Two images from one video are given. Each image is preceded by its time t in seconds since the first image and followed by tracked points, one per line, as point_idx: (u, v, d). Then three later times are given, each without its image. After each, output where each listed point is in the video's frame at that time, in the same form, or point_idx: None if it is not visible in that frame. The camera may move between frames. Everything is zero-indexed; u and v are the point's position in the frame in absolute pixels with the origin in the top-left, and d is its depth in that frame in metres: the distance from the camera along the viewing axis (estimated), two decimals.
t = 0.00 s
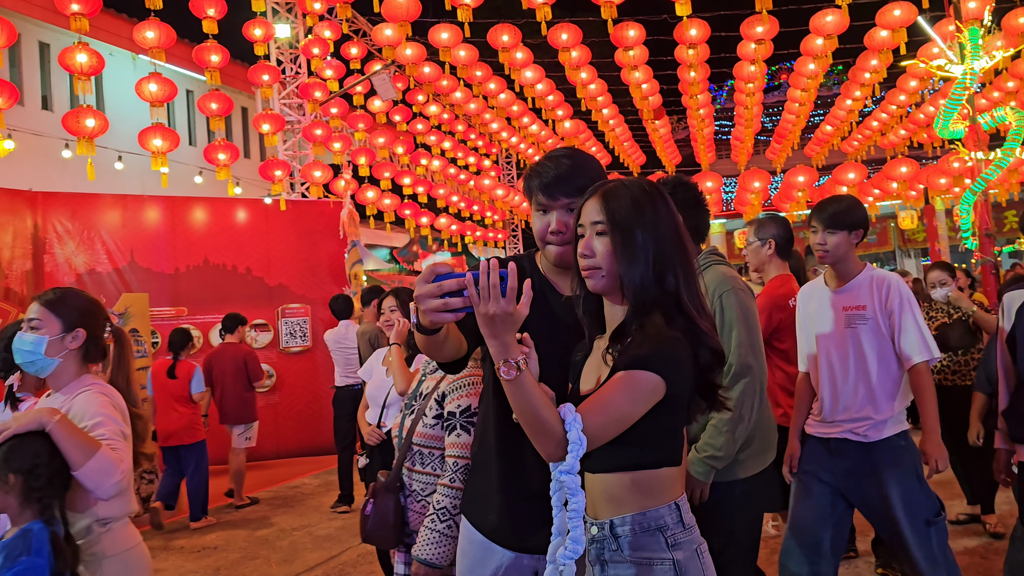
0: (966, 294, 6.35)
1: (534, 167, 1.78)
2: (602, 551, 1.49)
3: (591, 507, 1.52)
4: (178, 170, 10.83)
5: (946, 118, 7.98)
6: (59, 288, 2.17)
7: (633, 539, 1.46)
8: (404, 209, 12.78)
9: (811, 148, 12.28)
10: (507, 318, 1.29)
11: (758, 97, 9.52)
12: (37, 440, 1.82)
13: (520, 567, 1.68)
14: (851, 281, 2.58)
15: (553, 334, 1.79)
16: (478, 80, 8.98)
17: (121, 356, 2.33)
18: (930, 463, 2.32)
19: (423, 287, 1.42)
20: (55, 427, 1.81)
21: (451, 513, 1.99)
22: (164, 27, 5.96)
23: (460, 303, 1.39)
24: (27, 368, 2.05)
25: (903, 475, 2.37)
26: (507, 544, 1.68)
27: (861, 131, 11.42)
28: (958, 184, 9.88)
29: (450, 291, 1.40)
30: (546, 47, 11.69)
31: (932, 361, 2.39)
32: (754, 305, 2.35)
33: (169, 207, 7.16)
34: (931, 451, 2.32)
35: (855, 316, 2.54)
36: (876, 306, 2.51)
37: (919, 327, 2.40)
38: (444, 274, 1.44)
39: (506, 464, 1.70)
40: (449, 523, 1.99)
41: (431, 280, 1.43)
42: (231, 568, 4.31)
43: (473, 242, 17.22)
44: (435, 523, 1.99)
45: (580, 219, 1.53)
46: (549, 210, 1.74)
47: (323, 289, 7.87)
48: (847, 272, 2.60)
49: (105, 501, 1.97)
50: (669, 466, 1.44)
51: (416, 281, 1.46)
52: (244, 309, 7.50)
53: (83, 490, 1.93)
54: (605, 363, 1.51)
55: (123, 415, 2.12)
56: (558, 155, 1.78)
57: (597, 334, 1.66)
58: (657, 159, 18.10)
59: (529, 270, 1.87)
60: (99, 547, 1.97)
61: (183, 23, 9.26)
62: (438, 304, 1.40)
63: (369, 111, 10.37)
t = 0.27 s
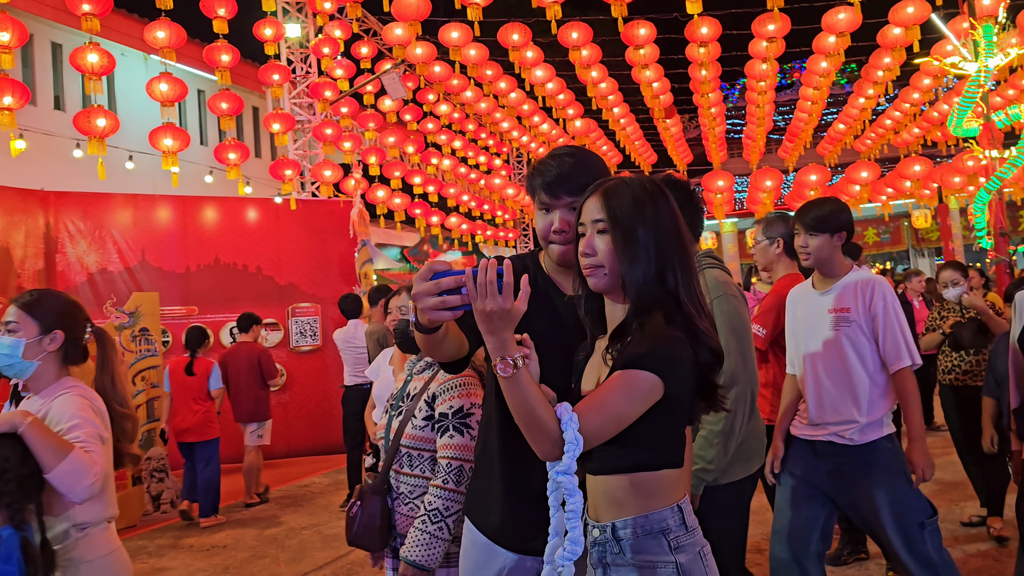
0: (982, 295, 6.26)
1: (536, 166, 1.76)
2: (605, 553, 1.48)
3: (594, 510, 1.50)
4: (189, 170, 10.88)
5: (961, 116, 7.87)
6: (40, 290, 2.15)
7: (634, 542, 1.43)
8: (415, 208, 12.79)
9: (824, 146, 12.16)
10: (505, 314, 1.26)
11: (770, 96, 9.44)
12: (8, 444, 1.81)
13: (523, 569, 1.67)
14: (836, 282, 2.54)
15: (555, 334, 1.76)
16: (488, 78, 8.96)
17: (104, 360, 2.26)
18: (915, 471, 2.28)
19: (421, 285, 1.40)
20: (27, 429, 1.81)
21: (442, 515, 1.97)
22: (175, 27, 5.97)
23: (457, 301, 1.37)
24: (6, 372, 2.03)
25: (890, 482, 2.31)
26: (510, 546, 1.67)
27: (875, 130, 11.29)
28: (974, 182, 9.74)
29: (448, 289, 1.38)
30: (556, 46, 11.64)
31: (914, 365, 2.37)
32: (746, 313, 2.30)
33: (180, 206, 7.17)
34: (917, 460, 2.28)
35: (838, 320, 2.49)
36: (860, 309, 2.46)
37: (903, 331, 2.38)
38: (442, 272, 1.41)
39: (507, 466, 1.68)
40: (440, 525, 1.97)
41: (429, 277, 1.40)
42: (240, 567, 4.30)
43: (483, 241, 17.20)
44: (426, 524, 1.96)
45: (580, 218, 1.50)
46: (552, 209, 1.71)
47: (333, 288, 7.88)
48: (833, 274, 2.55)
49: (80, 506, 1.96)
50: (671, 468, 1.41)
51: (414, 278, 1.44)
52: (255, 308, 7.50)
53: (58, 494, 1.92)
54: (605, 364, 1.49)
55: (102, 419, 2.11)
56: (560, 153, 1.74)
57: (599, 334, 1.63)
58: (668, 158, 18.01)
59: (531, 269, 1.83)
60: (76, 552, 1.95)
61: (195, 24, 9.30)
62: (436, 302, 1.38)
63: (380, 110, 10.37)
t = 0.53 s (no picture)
0: (994, 295, 6.19)
1: (538, 165, 1.74)
2: (606, 555, 1.45)
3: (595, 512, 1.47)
4: (196, 169, 10.91)
5: (973, 115, 7.79)
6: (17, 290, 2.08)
7: (635, 544, 1.40)
8: (423, 207, 12.79)
9: (834, 145, 12.08)
10: (503, 314, 1.25)
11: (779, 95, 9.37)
12: None
13: (525, 570, 1.65)
14: (825, 281, 2.49)
15: (555, 334, 1.74)
16: (496, 78, 8.94)
17: (87, 366, 2.22)
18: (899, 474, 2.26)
19: (419, 285, 1.38)
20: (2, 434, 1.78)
21: (438, 516, 1.94)
22: (183, 27, 5.99)
23: (454, 301, 1.35)
24: None
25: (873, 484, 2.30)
26: (512, 547, 1.65)
27: (885, 128, 11.20)
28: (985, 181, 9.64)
29: (445, 288, 1.36)
30: (564, 45, 11.61)
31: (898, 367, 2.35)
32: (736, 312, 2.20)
33: (189, 206, 7.17)
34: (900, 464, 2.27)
35: (829, 317, 2.43)
36: (849, 308, 2.40)
37: (890, 333, 2.35)
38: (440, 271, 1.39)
39: (509, 466, 1.65)
40: (437, 527, 1.94)
41: (426, 277, 1.38)
42: (246, 567, 4.29)
43: (492, 241, 17.19)
44: (422, 526, 1.93)
45: (580, 217, 1.48)
46: (554, 208, 1.68)
47: (341, 288, 7.88)
48: (821, 272, 2.50)
49: (59, 510, 1.92)
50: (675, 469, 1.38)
51: (412, 277, 1.42)
52: (263, 308, 7.49)
53: (36, 499, 1.89)
54: (604, 365, 1.46)
55: (84, 422, 2.05)
56: (561, 152, 1.73)
57: (599, 334, 1.61)
58: (677, 158, 17.95)
59: (532, 269, 1.80)
60: (56, 557, 1.91)
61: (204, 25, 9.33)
62: (434, 301, 1.36)
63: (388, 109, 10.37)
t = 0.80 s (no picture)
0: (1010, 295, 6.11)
1: (539, 164, 1.72)
2: (606, 558, 1.43)
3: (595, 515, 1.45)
4: (206, 169, 10.95)
5: (986, 112, 7.69)
6: None
7: (636, 548, 1.38)
8: (432, 207, 12.78)
9: (846, 143, 11.96)
10: (503, 314, 1.22)
11: (790, 93, 9.28)
12: None
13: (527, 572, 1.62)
14: (813, 278, 2.54)
15: (556, 333, 1.71)
16: (506, 77, 8.92)
17: (62, 370, 2.13)
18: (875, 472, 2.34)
19: (418, 284, 1.36)
20: None
21: (434, 522, 1.90)
22: (192, 26, 5.99)
23: (454, 301, 1.32)
24: None
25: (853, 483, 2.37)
26: (514, 550, 1.62)
27: (898, 126, 11.08)
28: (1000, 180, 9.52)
29: (444, 288, 1.34)
30: (574, 44, 11.56)
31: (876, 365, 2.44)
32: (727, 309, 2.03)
33: (199, 205, 7.15)
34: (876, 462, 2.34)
35: (816, 314, 2.49)
36: (836, 305, 2.45)
37: (872, 333, 2.42)
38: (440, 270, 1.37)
39: (511, 468, 1.63)
40: (433, 534, 1.89)
41: (426, 276, 1.36)
42: (254, 566, 4.29)
43: (501, 240, 17.17)
44: (419, 532, 1.88)
45: (580, 217, 1.46)
46: (555, 207, 1.66)
47: (350, 287, 7.89)
48: (810, 269, 2.55)
49: (29, 518, 1.84)
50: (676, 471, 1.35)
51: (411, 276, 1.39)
52: (273, 307, 7.49)
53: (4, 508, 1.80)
54: (606, 366, 1.43)
55: (55, 428, 1.96)
56: (564, 151, 1.71)
57: (598, 335, 1.59)
58: (688, 157, 17.85)
59: (533, 268, 1.78)
60: (25, 565, 1.84)
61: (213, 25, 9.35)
62: (432, 301, 1.33)
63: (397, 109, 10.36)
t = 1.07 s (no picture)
0: None
1: (541, 163, 1.69)
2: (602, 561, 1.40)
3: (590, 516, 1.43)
4: (215, 168, 10.97)
5: (1000, 110, 7.57)
6: None
7: (634, 551, 1.36)
8: (441, 206, 12.77)
9: (858, 142, 11.84)
10: (507, 316, 1.19)
11: (802, 91, 9.18)
12: None
13: None
14: (804, 277, 2.64)
15: (556, 333, 1.68)
16: (515, 76, 8.89)
17: (35, 376, 2.05)
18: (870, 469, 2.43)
19: (421, 283, 1.33)
20: None
21: (430, 531, 1.87)
22: (202, 26, 6.00)
23: (457, 302, 1.29)
24: None
25: (844, 478, 2.47)
26: (516, 552, 1.60)
27: (910, 125, 10.96)
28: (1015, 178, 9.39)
29: (449, 288, 1.31)
30: (583, 42, 11.50)
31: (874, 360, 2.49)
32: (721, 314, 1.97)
33: (208, 204, 7.11)
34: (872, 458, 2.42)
35: (806, 312, 2.59)
36: (825, 303, 2.54)
37: (864, 328, 2.48)
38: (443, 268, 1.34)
39: (514, 469, 1.60)
40: (429, 543, 1.86)
41: (429, 276, 1.33)
42: (261, 565, 4.29)
43: (511, 239, 17.12)
44: (416, 543, 1.85)
45: (579, 216, 1.43)
46: (558, 206, 1.63)
47: (359, 287, 7.89)
48: (800, 267, 2.66)
49: None
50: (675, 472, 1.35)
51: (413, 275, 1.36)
52: (282, 306, 7.50)
53: None
54: (608, 366, 1.41)
55: (25, 432, 1.87)
56: (567, 149, 1.67)
57: (598, 335, 1.56)
58: (698, 155, 17.73)
59: (536, 267, 1.75)
60: None
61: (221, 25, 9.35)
62: (436, 300, 1.31)
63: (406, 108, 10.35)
